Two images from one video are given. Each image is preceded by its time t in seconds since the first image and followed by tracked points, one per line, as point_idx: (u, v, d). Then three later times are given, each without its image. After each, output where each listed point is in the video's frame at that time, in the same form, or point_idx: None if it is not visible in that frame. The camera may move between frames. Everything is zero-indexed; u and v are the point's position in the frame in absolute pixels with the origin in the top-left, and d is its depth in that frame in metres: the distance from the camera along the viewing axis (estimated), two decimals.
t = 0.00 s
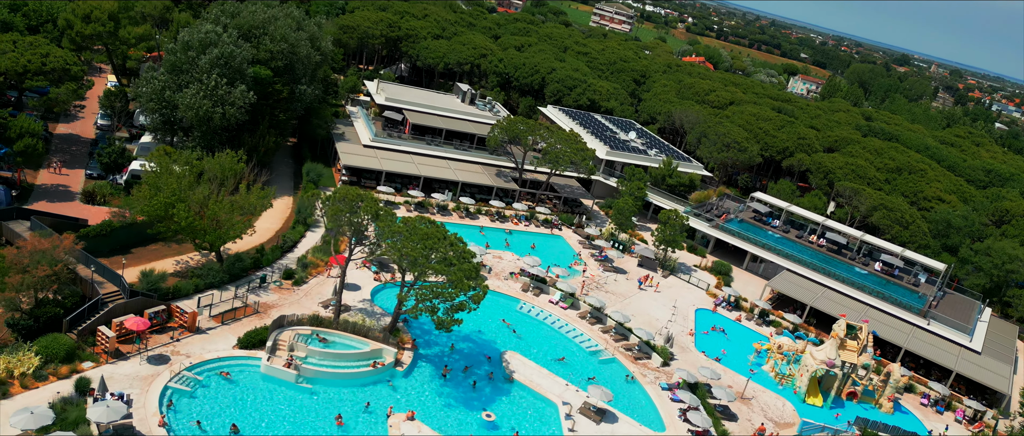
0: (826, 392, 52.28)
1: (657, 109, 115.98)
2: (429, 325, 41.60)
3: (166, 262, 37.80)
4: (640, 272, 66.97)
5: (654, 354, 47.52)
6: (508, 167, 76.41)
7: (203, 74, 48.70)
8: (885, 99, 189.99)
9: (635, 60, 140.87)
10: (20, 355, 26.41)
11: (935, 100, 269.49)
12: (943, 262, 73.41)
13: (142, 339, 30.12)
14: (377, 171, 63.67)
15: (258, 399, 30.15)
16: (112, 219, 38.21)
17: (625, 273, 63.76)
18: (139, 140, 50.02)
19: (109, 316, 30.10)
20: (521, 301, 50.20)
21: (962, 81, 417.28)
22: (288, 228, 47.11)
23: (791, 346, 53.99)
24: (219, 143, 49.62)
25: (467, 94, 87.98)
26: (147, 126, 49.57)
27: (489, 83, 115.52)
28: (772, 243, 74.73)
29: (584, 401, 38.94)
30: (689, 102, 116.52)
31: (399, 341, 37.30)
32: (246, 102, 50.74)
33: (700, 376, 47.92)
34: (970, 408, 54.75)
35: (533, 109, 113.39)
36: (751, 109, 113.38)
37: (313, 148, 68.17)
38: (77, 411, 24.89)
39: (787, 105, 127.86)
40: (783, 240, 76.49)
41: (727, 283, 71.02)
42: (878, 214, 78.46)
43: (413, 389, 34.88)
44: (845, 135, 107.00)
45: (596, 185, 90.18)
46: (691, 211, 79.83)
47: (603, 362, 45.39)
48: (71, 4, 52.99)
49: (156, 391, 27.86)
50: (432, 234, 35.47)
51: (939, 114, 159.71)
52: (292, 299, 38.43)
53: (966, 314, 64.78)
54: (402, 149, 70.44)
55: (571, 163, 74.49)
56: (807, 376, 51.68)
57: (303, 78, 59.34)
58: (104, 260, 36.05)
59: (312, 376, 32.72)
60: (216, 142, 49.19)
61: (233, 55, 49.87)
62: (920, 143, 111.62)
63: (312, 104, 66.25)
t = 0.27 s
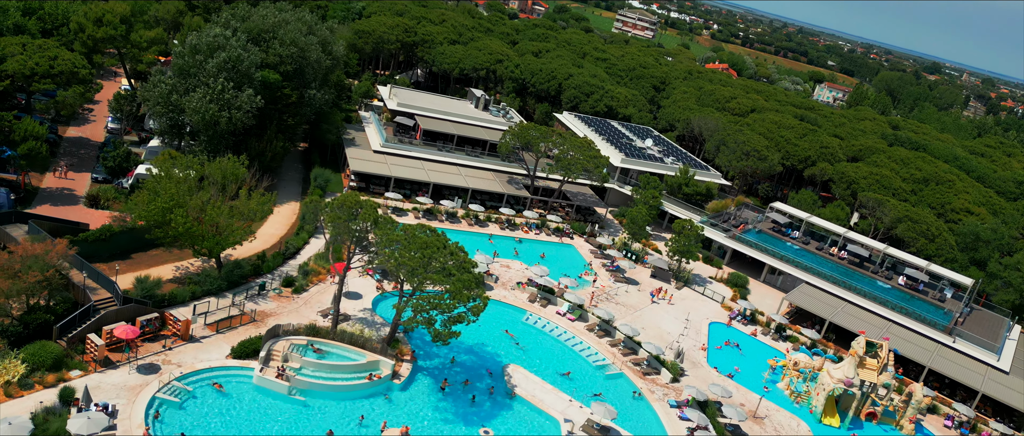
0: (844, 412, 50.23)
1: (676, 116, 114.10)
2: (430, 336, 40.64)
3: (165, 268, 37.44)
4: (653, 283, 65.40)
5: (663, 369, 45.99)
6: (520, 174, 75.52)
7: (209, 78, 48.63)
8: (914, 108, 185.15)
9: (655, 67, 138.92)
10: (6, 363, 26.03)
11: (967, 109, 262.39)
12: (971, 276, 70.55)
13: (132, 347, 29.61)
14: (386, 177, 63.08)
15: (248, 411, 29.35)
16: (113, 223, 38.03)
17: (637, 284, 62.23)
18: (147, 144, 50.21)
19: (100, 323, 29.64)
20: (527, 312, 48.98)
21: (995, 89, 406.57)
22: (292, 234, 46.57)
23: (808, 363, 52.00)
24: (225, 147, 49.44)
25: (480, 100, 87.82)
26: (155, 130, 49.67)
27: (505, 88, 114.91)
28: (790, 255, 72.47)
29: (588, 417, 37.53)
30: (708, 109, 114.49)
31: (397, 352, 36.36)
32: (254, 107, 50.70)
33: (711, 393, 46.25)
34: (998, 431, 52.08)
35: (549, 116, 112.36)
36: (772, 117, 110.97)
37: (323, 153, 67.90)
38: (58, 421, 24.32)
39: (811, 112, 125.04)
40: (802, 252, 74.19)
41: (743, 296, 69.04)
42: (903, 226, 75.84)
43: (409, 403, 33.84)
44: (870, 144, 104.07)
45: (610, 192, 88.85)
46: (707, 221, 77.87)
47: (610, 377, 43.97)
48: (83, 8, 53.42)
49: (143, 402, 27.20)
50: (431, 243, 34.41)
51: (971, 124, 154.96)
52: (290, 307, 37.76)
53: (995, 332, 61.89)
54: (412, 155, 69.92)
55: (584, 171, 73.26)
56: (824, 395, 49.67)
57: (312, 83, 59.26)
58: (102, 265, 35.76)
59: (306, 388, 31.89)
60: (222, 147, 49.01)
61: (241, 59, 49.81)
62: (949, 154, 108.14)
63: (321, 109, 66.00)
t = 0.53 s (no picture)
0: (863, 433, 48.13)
1: (695, 123, 112.01)
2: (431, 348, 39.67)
3: (164, 274, 37.01)
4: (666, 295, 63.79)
5: (672, 386, 44.39)
6: (532, 181, 74.48)
7: (217, 82, 48.50)
8: (944, 117, 180.28)
9: (675, 73, 136.71)
10: None
11: (1001, 119, 255.13)
12: (1000, 293, 67.70)
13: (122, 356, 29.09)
14: (395, 183, 62.46)
15: (238, 423, 28.56)
16: (113, 228, 37.78)
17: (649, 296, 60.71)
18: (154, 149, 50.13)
19: (91, 330, 29.19)
20: (533, 323, 47.72)
21: None
22: (296, 241, 45.96)
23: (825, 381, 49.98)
24: (232, 151, 49.24)
25: (494, 105, 87.43)
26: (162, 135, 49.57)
27: (520, 94, 114.04)
28: (809, 267, 70.14)
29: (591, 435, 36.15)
30: (729, 116, 112.00)
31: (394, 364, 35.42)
32: (261, 111, 50.52)
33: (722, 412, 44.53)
34: None
35: (565, 122, 111.29)
36: (794, 125, 108.39)
37: (333, 159, 67.54)
38: (39, 432, 23.79)
39: (835, 121, 122.13)
40: (821, 264, 71.81)
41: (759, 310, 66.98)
42: (928, 239, 73.16)
43: (405, 417, 32.81)
44: (895, 154, 101.11)
45: (625, 201, 87.41)
46: (723, 231, 75.91)
47: (616, 393, 42.47)
48: (96, 13, 53.73)
49: (128, 413, 26.55)
50: (429, 252, 33.39)
51: (1004, 134, 150.19)
52: (288, 316, 37.08)
53: None
54: (422, 161, 69.35)
55: (597, 178, 72.02)
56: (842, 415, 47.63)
57: (322, 87, 59.10)
58: (100, 270, 35.47)
59: (298, 400, 31.04)
60: (228, 151, 48.82)
61: (248, 63, 49.69)
62: (980, 164, 104.68)
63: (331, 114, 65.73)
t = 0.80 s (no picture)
0: None
1: (715, 131, 109.82)
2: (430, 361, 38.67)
3: (163, 280, 36.68)
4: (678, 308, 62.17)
5: (680, 403, 42.65)
6: (544, 189, 73.38)
7: (223, 85, 48.36)
8: (976, 128, 175.10)
9: (695, 80, 134.16)
10: None
11: None
12: None
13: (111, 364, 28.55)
14: (403, 189, 61.75)
15: None
16: (112, 232, 37.51)
17: (660, 308, 59.14)
18: (161, 153, 50.05)
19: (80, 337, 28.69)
20: (538, 336, 46.52)
21: None
22: (298, 247, 45.30)
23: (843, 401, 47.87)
24: (238, 156, 49.08)
25: (508, 111, 86.74)
26: (170, 139, 49.48)
27: (536, 100, 113.15)
28: (829, 281, 67.66)
29: None
30: (749, 124, 109.33)
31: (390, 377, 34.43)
32: (268, 115, 50.32)
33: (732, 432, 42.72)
34: None
35: (581, 129, 110.11)
36: (817, 133, 105.72)
37: (343, 164, 67.14)
38: None
39: (860, 130, 119.09)
40: (841, 278, 69.32)
41: (776, 324, 64.84)
42: (954, 254, 70.40)
43: (399, 432, 31.71)
44: (922, 164, 98.07)
45: (640, 209, 85.91)
46: (740, 242, 73.85)
47: (621, 410, 40.88)
48: (109, 16, 54.37)
49: (112, 423, 25.90)
50: (425, 262, 32.40)
51: None
52: (285, 324, 36.38)
53: None
54: (433, 167, 68.75)
55: (609, 187, 70.76)
56: None
57: (331, 92, 58.89)
58: (98, 275, 35.19)
59: (289, 413, 30.15)
60: (234, 156, 48.65)
61: (255, 67, 49.55)
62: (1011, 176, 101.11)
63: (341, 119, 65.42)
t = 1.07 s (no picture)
0: None
1: (734, 140, 107.41)
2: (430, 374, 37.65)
3: (162, 286, 36.30)
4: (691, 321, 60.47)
5: (689, 422, 40.78)
6: (556, 196, 72.21)
7: (229, 89, 48.14)
8: (1010, 138, 169.54)
9: (717, 88, 131.06)
10: None
11: None
12: None
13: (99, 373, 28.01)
14: (411, 196, 61.03)
15: None
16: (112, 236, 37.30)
17: (672, 321, 57.51)
18: (169, 158, 50.00)
19: (68, 344, 28.23)
20: (543, 348, 45.24)
21: None
22: (301, 254, 44.69)
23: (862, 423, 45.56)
24: (244, 160, 48.79)
25: (521, 118, 85.75)
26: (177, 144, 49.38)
27: (552, 106, 111.97)
28: (849, 295, 64.96)
29: None
30: (770, 132, 106.80)
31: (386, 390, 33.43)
32: (274, 120, 49.99)
33: None
34: None
35: (598, 136, 108.76)
36: (841, 142, 102.88)
37: (353, 170, 66.70)
38: None
39: (886, 139, 115.77)
40: (862, 293, 66.60)
41: (793, 339, 62.61)
42: (983, 269, 67.55)
43: None
44: (950, 175, 94.81)
45: (655, 219, 84.24)
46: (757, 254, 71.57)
47: (626, 427, 39.28)
48: (120, 20, 54.71)
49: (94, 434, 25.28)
50: (421, 272, 31.39)
51: None
52: (282, 333, 35.64)
53: None
54: (443, 174, 68.03)
55: (622, 195, 69.39)
56: None
57: (340, 96, 58.58)
58: (95, 281, 34.92)
59: (279, 426, 29.25)
60: (240, 160, 48.38)
61: (262, 71, 49.30)
62: None
63: (351, 124, 65.00)
